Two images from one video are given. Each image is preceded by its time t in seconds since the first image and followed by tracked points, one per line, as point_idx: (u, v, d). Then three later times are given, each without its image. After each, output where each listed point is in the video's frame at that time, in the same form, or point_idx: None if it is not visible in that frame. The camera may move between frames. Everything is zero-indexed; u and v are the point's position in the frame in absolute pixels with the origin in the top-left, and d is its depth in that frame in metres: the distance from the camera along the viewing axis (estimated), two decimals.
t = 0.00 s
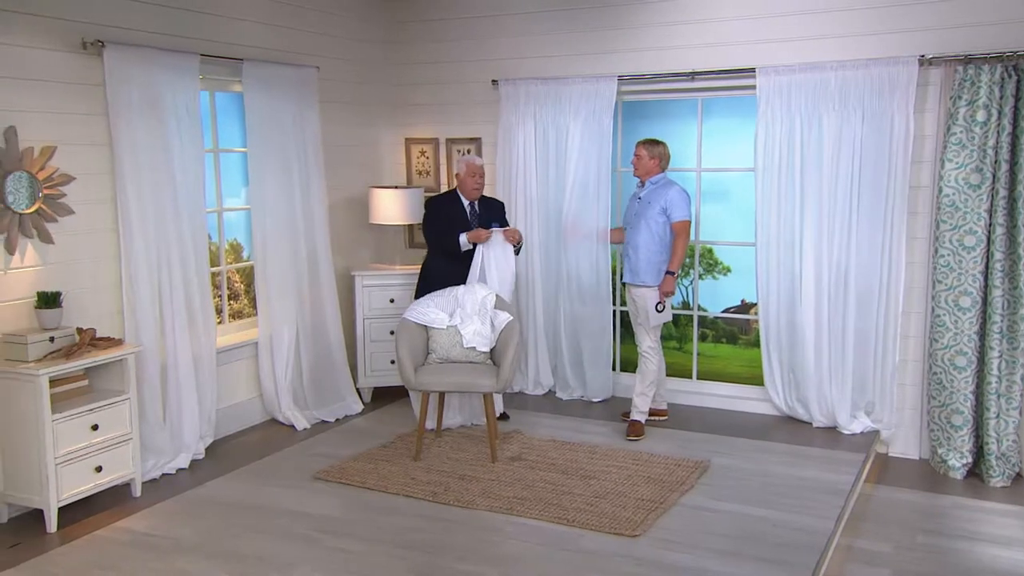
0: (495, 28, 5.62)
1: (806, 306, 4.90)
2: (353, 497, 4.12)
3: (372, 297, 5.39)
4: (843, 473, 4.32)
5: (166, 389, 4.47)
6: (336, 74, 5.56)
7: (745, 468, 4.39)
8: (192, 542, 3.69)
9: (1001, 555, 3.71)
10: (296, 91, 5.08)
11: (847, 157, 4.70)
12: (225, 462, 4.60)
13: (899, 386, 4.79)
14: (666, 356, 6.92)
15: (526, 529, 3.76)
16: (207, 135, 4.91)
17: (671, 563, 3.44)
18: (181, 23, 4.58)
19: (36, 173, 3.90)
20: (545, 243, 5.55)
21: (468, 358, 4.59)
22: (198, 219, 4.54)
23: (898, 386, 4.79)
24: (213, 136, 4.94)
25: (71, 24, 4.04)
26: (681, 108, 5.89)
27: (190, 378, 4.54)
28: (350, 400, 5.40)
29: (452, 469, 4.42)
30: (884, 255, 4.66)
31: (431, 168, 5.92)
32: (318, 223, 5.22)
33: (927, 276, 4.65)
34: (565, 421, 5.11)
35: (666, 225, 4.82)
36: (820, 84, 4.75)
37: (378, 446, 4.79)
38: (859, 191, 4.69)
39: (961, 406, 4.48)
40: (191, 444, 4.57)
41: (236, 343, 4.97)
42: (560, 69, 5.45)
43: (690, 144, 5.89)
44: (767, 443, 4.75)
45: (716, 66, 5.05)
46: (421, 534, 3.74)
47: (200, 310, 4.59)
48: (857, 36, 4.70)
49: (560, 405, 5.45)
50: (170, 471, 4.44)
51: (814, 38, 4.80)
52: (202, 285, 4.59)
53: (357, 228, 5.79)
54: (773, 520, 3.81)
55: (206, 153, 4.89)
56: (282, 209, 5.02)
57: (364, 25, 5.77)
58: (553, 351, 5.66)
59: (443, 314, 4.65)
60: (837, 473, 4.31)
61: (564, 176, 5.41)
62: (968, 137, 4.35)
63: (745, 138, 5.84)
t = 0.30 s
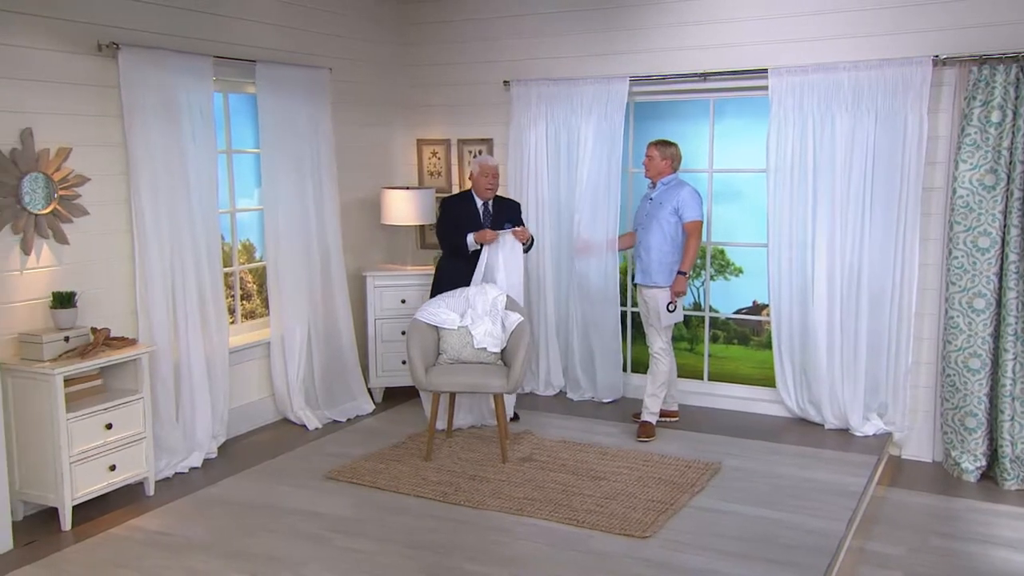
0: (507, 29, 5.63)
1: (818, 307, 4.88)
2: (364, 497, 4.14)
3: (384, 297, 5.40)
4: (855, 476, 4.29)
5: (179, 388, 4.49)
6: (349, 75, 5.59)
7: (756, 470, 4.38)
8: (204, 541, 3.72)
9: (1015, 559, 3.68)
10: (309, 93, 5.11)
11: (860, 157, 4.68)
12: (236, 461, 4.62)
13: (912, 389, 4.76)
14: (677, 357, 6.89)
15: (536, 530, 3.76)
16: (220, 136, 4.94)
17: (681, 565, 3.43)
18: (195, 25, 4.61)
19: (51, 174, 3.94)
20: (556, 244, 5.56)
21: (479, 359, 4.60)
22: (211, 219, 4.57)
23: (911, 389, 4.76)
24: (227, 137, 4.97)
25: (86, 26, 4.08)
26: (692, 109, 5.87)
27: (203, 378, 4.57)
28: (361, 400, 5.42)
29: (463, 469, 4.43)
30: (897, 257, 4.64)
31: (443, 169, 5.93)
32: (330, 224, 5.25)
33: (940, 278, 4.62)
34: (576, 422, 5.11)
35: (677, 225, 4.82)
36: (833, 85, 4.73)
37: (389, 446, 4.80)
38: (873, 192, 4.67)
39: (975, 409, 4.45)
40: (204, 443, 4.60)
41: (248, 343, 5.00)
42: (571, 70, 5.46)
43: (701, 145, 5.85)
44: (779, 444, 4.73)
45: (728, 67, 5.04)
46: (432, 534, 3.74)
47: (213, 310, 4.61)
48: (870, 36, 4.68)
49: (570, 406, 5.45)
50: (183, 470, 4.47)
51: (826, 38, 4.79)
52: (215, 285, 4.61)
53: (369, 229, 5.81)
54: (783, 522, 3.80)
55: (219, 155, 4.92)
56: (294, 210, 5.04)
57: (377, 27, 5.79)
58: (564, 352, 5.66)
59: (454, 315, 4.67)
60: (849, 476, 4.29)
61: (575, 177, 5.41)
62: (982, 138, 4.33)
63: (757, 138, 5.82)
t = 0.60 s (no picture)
0: (520, 30, 5.63)
1: (831, 308, 4.86)
2: (376, 496, 4.15)
3: (396, 297, 5.42)
4: (868, 478, 4.27)
5: (193, 387, 4.52)
6: (362, 76, 5.61)
7: (768, 472, 4.36)
8: (217, 539, 3.74)
9: None
10: (323, 94, 5.13)
11: (874, 158, 4.66)
12: (249, 461, 4.65)
13: (926, 391, 4.74)
14: (690, 358, 6.87)
15: (547, 530, 3.76)
16: (234, 137, 4.97)
17: (692, 566, 3.43)
18: (211, 26, 4.64)
19: (68, 174, 3.98)
20: (568, 245, 5.56)
21: (491, 359, 4.61)
22: (225, 219, 4.60)
23: (926, 390, 4.73)
24: (241, 138, 5.00)
25: (103, 28, 4.12)
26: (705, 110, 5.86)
27: (217, 377, 4.59)
28: (374, 400, 5.44)
29: (474, 469, 4.43)
30: (911, 258, 4.61)
31: (455, 169, 5.95)
32: (343, 224, 5.27)
33: (955, 279, 4.59)
34: (587, 423, 5.11)
35: (689, 226, 4.81)
36: (847, 85, 4.71)
37: (400, 445, 4.81)
38: (887, 192, 4.64)
39: (990, 411, 4.42)
40: (218, 442, 4.63)
41: (262, 342, 5.03)
42: (584, 70, 5.46)
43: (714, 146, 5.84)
44: (792, 446, 4.72)
45: (741, 67, 5.03)
46: (443, 533, 3.75)
47: (227, 309, 4.64)
48: (884, 36, 4.66)
49: (582, 406, 5.45)
50: (196, 469, 4.50)
51: (840, 38, 4.77)
52: (228, 285, 4.64)
53: (381, 229, 5.83)
54: (796, 524, 3.78)
55: (233, 155, 4.95)
56: (307, 211, 5.07)
57: (390, 27, 5.81)
58: (574, 353, 5.66)
59: (466, 315, 4.67)
60: (862, 478, 4.27)
61: (587, 177, 5.41)
62: (998, 138, 4.30)
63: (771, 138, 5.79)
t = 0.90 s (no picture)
0: (533, 30, 5.63)
1: (845, 309, 4.83)
2: (389, 495, 4.17)
3: (409, 297, 5.44)
4: (882, 480, 4.25)
5: (208, 386, 4.55)
6: (376, 76, 5.63)
7: (781, 473, 4.35)
8: (231, 537, 3.77)
9: None
10: (337, 95, 5.16)
11: (889, 158, 4.63)
12: (263, 459, 4.67)
13: (942, 392, 4.71)
14: (703, 359, 6.85)
15: (559, 530, 3.77)
16: (249, 137, 5.00)
17: (704, 567, 3.42)
18: (226, 27, 4.67)
19: (85, 175, 4.01)
20: (582, 245, 5.57)
21: (503, 359, 4.61)
22: (240, 219, 4.63)
23: (941, 392, 4.70)
24: (255, 138, 5.03)
25: (120, 30, 4.15)
26: (719, 110, 5.84)
27: (231, 376, 4.62)
28: (387, 399, 5.46)
29: (487, 469, 4.44)
30: (927, 259, 4.58)
31: (469, 169, 5.96)
32: (357, 224, 5.29)
33: (971, 280, 4.56)
34: (600, 423, 5.10)
35: (703, 227, 4.79)
36: (862, 85, 4.68)
37: (413, 445, 4.82)
38: (902, 193, 4.61)
39: (1006, 414, 4.38)
40: (232, 440, 4.66)
41: (276, 342, 5.06)
42: (598, 70, 5.46)
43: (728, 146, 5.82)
44: (805, 447, 4.69)
45: (755, 68, 5.01)
46: (455, 533, 3.76)
47: (241, 308, 4.67)
48: (899, 35, 4.63)
49: (595, 406, 5.45)
50: (211, 467, 4.53)
51: (854, 38, 4.75)
52: (243, 284, 4.67)
53: (394, 229, 5.85)
54: (809, 526, 3.77)
55: (248, 156, 4.99)
56: (321, 211, 5.09)
57: (403, 28, 5.83)
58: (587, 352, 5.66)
59: (479, 315, 4.68)
60: (876, 480, 4.25)
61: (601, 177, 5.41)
62: (1015, 138, 4.27)
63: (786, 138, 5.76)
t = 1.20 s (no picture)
0: (545, 30, 5.63)
1: (859, 310, 4.80)
2: (400, 494, 4.18)
3: (422, 297, 5.45)
4: (896, 482, 4.22)
5: (221, 385, 4.58)
6: (388, 77, 5.65)
7: (794, 475, 4.33)
8: (243, 535, 3.79)
9: None
10: (350, 95, 5.18)
11: (904, 158, 4.60)
12: (275, 458, 4.70)
13: (957, 394, 4.67)
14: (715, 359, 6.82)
15: (570, 530, 3.77)
16: (263, 138, 5.03)
17: (715, 568, 3.41)
18: (239, 28, 4.70)
19: (101, 175, 4.05)
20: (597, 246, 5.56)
21: (514, 359, 4.61)
22: (253, 219, 4.65)
23: (957, 394, 4.67)
24: (269, 138, 5.06)
25: (135, 32, 4.19)
26: (731, 111, 5.82)
27: (244, 375, 4.65)
28: (399, 399, 5.47)
29: (498, 469, 4.44)
30: (942, 259, 4.54)
31: (481, 170, 5.96)
32: (369, 224, 5.31)
33: (987, 281, 4.53)
34: (612, 423, 5.10)
35: (717, 228, 4.77)
36: (876, 85, 4.65)
37: (425, 444, 4.84)
38: (917, 193, 4.58)
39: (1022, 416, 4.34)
40: (245, 439, 4.68)
41: (288, 342, 5.08)
42: (610, 70, 5.45)
43: (741, 147, 5.80)
44: (818, 448, 4.67)
45: (768, 67, 4.99)
46: (466, 532, 3.77)
47: (254, 308, 4.69)
48: (914, 35, 4.60)
49: (607, 407, 5.44)
50: (224, 465, 4.56)
51: (868, 37, 4.72)
52: (256, 284, 4.69)
53: (407, 229, 5.86)
54: (822, 527, 3.75)
55: (261, 156, 5.01)
56: (334, 211, 5.11)
57: (416, 29, 5.84)
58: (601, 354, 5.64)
59: (490, 315, 4.69)
60: (890, 482, 4.22)
61: (614, 178, 5.40)
62: None
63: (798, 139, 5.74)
